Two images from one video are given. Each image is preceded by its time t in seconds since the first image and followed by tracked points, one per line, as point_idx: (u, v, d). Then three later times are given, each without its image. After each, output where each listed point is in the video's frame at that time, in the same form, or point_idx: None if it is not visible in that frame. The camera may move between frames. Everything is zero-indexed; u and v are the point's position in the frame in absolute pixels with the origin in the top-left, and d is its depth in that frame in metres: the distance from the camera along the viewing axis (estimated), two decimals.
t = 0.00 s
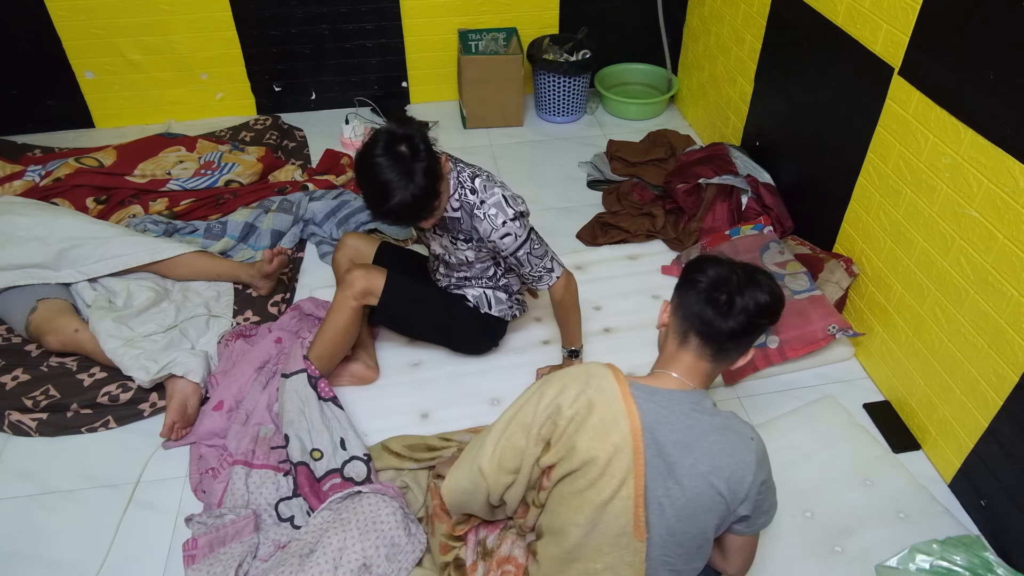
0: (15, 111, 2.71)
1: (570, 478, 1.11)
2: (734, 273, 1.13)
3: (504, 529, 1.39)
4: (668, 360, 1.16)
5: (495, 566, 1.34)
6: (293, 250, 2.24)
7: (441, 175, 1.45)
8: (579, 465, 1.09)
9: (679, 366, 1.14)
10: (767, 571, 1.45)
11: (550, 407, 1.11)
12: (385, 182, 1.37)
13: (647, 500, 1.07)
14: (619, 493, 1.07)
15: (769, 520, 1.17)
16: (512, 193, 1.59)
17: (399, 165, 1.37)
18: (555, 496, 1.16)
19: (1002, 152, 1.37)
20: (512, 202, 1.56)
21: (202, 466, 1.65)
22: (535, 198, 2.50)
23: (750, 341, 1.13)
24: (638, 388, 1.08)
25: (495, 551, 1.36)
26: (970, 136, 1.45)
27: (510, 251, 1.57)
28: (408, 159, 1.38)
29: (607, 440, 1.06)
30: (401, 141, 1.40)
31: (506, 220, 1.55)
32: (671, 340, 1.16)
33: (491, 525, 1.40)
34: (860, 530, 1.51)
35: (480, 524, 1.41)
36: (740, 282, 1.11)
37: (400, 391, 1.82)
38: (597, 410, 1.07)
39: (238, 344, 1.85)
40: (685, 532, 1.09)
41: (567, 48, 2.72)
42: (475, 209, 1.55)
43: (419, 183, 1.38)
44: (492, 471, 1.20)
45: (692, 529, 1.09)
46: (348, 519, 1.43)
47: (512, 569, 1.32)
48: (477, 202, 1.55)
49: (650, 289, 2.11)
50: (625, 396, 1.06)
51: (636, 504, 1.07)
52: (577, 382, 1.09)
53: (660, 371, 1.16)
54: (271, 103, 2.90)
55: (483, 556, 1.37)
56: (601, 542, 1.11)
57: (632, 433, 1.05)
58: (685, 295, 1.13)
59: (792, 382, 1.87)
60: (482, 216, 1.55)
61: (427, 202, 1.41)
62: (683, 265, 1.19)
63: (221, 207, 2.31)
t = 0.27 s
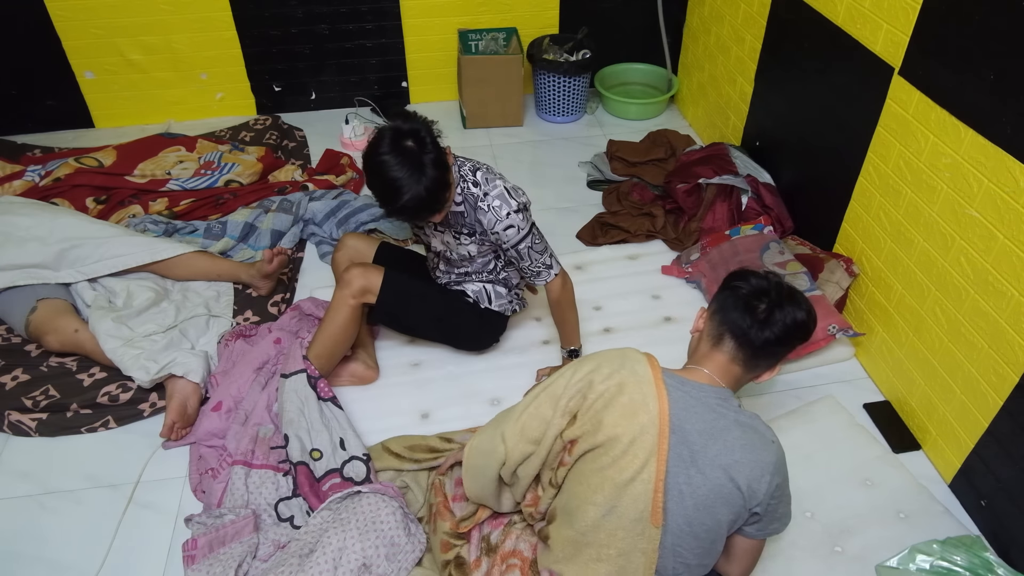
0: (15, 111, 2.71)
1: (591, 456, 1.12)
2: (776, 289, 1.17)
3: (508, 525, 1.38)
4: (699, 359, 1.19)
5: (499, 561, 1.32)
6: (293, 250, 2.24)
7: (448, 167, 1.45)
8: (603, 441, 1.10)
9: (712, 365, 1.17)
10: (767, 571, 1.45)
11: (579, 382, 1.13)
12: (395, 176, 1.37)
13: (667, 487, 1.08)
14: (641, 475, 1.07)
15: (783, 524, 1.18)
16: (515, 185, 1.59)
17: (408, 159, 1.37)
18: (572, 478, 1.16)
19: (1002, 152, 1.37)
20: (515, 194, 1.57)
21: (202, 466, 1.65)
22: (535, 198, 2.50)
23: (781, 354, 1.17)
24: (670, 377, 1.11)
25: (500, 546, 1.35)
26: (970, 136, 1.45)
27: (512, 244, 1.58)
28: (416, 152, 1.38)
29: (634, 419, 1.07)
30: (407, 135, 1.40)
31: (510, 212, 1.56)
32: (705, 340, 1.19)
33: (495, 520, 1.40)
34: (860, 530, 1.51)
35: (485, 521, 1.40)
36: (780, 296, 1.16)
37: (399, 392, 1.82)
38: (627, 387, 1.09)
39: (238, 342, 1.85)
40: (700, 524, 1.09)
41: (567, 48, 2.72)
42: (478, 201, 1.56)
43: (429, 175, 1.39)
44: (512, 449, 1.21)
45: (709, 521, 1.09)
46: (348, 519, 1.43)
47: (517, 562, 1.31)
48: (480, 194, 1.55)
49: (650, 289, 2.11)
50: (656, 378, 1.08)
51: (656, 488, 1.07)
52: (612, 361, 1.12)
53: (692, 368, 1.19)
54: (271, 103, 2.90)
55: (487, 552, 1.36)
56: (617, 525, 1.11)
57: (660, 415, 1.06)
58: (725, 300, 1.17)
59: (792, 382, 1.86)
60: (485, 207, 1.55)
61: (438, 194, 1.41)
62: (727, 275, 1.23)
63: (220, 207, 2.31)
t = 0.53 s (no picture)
0: (15, 111, 2.71)
1: (593, 446, 1.12)
2: (783, 295, 1.18)
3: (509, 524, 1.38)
4: (704, 359, 1.20)
5: (499, 559, 1.32)
6: (293, 250, 2.24)
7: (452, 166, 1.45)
8: (606, 432, 1.10)
9: (716, 364, 1.18)
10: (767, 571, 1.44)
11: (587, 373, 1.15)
12: (399, 172, 1.37)
13: (668, 480, 1.08)
14: (642, 467, 1.07)
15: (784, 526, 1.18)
16: (517, 185, 1.59)
17: (413, 155, 1.37)
18: (574, 471, 1.16)
19: (1002, 152, 1.37)
20: (517, 193, 1.57)
21: (202, 466, 1.65)
22: (535, 198, 2.50)
23: (785, 359, 1.18)
24: (674, 372, 1.12)
25: (500, 545, 1.34)
26: (970, 136, 1.45)
27: (513, 243, 1.58)
28: (421, 149, 1.38)
29: (636, 410, 1.08)
30: (412, 133, 1.40)
31: (512, 211, 1.56)
32: (711, 340, 1.19)
33: (495, 520, 1.39)
34: (860, 530, 1.51)
35: (485, 520, 1.39)
36: (786, 302, 1.17)
37: (399, 392, 1.82)
38: (631, 378, 1.10)
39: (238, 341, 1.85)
40: (700, 519, 1.09)
41: (567, 48, 2.72)
42: (481, 200, 1.56)
43: (433, 173, 1.39)
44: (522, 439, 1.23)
45: (709, 515, 1.09)
46: (348, 519, 1.42)
47: (518, 561, 1.30)
48: (482, 193, 1.56)
49: (650, 289, 2.11)
50: (661, 371, 1.09)
51: (658, 480, 1.07)
52: (618, 355, 1.13)
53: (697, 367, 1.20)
54: (271, 103, 2.90)
55: (487, 551, 1.35)
56: (618, 519, 1.10)
57: (662, 407, 1.07)
58: (731, 303, 1.18)
59: (792, 382, 1.86)
60: (488, 206, 1.56)
61: (442, 192, 1.41)
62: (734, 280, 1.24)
63: (220, 207, 2.31)
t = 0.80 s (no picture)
0: (15, 111, 2.71)
1: (581, 446, 1.13)
2: (744, 275, 1.18)
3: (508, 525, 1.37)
4: (681, 353, 1.19)
5: (498, 560, 1.32)
6: (293, 250, 2.24)
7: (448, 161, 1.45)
8: (592, 432, 1.10)
9: (696, 357, 1.17)
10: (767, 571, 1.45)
11: (570, 373, 1.15)
12: (394, 162, 1.37)
13: (659, 475, 1.07)
14: (630, 464, 1.07)
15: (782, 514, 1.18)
16: (517, 186, 1.59)
17: (408, 147, 1.37)
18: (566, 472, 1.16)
19: (1002, 152, 1.37)
20: (518, 194, 1.57)
21: (201, 466, 1.65)
22: (535, 198, 2.50)
23: (756, 338, 1.19)
24: (657, 368, 1.11)
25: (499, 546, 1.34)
26: (970, 136, 1.45)
27: (513, 244, 1.58)
28: (417, 143, 1.38)
29: (620, 409, 1.07)
30: (410, 124, 1.40)
31: (512, 212, 1.55)
32: (683, 334, 1.18)
33: (495, 520, 1.39)
34: (860, 530, 1.51)
35: (484, 520, 1.40)
36: (751, 283, 1.17)
37: (399, 392, 1.82)
38: (612, 377, 1.09)
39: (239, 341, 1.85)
40: (695, 514, 1.08)
41: (567, 48, 2.72)
42: (481, 201, 1.56)
43: (428, 166, 1.39)
44: (518, 440, 1.25)
45: (703, 510, 1.08)
46: (348, 519, 1.42)
47: (517, 560, 1.30)
48: (483, 193, 1.56)
49: (651, 289, 2.11)
50: (643, 369, 1.08)
51: (647, 477, 1.06)
52: (600, 355, 1.13)
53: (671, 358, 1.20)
54: (271, 103, 2.90)
55: (487, 551, 1.35)
56: (611, 518, 1.10)
57: (646, 403, 1.06)
58: (699, 293, 1.16)
59: (792, 382, 1.86)
60: (488, 207, 1.55)
61: (435, 186, 1.42)
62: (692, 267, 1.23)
63: (220, 207, 2.31)
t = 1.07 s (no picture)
0: (15, 111, 2.71)
1: (561, 454, 1.11)
2: (670, 253, 1.18)
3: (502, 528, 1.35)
4: (639, 346, 1.16)
5: (494, 566, 1.31)
6: (293, 250, 2.24)
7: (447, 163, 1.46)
8: (568, 438, 1.08)
9: (656, 345, 1.14)
10: (766, 571, 1.44)
11: (540, 385, 1.13)
12: (393, 161, 1.37)
13: (641, 471, 1.05)
14: (611, 465, 1.05)
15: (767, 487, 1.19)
16: (517, 187, 1.59)
17: (407, 146, 1.37)
18: (551, 480, 1.15)
19: (1002, 152, 1.37)
20: (517, 196, 1.57)
21: (201, 466, 1.65)
22: (535, 198, 2.50)
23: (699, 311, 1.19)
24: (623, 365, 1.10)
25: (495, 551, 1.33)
26: (970, 136, 1.45)
27: (512, 245, 1.58)
28: (418, 143, 1.38)
29: (593, 412, 1.06)
30: (411, 124, 1.40)
31: (511, 213, 1.55)
32: (636, 327, 1.16)
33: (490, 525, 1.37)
34: (860, 530, 1.51)
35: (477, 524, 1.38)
36: (680, 259, 1.17)
37: (399, 392, 1.82)
38: (580, 382, 1.08)
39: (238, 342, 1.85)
40: (683, 505, 1.07)
41: (567, 48, 2.72)
42: (480, 202, 1.56)
43: (426, 167, 1.39)
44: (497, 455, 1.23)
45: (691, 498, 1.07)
46: (348, 519, 1.43)
47: (511, 566, 1.29)
48: (482, 194, 1.55)
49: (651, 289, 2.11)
50: (608, 368, 1.07)
51: (629, 474, 1.05)
52: (566, 360, 1.11)
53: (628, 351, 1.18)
54: (271, 103, 2.90)
55: (482, 556, 1.34)
56: (601, 519, 1.09)
57: (618, 404, 1.05)
58: (637, 284, 1.14)
59: (792, 382, 1.86)
60: (487, 208, 1.55)
61: (432, 186, 1.42)
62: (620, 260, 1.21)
63: (220, 207, 2.31)
